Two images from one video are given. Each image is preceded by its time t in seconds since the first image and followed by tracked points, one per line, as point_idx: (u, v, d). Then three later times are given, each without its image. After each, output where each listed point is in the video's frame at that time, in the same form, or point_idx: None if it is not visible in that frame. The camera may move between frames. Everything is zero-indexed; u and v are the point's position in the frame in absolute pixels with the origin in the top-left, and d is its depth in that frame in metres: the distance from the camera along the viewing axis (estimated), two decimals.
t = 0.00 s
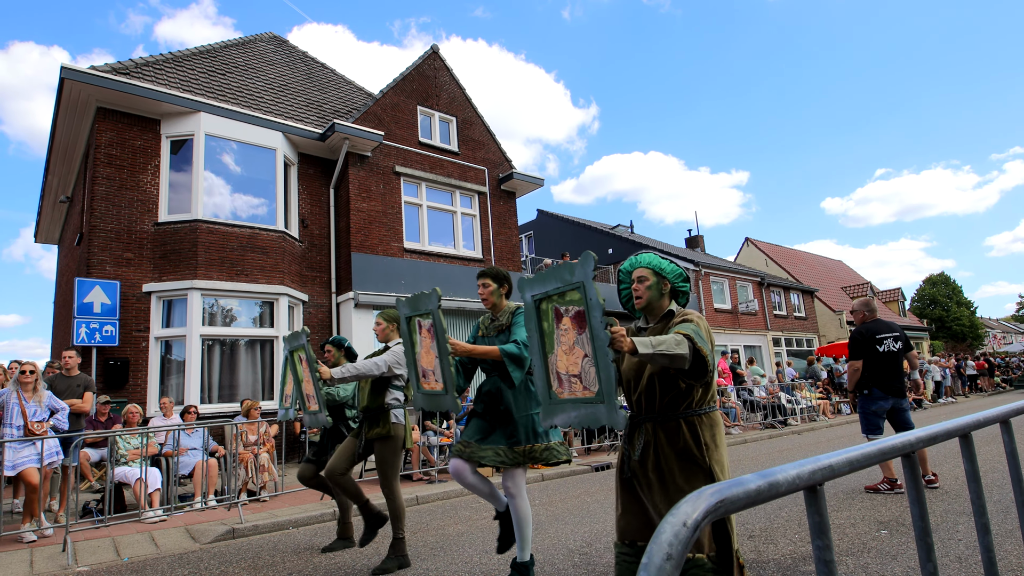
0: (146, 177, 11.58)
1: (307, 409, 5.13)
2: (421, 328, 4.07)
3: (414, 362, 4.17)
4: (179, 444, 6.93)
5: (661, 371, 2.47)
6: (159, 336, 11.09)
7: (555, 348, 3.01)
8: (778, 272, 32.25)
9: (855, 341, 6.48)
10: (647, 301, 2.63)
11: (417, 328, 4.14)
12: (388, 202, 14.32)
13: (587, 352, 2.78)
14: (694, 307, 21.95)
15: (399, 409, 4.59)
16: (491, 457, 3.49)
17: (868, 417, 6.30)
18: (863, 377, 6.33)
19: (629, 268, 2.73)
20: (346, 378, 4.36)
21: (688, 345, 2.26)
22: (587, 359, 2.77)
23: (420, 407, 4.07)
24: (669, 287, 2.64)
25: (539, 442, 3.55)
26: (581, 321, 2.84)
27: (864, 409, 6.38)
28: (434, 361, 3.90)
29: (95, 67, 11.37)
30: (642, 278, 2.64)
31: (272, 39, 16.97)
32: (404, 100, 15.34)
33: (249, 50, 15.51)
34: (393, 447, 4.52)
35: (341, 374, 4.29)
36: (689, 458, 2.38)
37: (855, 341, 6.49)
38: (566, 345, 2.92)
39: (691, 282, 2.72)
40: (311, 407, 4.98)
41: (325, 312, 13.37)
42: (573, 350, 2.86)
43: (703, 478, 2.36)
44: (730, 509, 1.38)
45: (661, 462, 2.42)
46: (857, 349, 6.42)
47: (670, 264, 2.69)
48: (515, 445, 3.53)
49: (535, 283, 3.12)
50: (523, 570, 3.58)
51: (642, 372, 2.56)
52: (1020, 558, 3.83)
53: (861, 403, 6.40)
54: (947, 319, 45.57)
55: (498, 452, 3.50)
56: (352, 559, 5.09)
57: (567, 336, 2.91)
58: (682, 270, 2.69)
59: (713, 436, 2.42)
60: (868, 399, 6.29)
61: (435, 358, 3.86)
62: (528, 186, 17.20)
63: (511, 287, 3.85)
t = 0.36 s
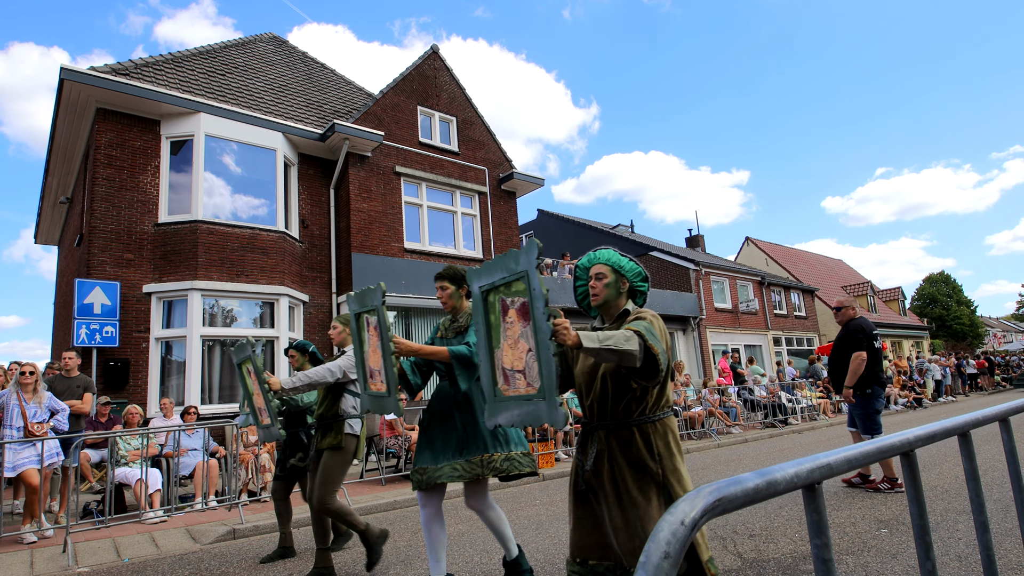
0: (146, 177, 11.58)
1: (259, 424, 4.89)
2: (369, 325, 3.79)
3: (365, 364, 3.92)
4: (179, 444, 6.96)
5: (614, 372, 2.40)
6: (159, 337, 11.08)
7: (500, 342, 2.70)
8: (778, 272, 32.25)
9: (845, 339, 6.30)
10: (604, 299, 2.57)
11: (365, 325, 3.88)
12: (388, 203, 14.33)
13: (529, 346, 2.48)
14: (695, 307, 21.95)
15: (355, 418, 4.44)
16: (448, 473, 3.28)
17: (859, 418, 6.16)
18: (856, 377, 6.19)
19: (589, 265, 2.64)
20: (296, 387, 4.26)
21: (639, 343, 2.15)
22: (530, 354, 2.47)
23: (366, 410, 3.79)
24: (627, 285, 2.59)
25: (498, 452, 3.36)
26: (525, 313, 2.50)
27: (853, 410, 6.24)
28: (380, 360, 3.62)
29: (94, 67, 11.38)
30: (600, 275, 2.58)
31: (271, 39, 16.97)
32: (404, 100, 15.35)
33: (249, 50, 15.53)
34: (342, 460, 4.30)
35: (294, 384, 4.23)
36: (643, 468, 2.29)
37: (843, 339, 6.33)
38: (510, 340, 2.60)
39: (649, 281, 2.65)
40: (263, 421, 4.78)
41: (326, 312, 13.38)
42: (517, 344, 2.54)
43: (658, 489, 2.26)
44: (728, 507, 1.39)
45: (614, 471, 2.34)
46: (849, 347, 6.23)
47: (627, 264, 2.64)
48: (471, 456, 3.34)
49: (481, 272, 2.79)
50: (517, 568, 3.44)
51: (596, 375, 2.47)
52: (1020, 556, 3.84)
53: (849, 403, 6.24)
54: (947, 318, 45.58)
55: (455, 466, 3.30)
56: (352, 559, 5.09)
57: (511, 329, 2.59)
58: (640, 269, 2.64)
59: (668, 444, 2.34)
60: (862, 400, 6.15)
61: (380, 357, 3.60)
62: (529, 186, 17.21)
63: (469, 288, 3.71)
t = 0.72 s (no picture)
0: (146, 177, 11.60)
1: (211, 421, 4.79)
2: (309, 298, 3.44)
3: (303, 338, 3.52)
4: (180, 443, 7.00)
5: (557, 367, 2.39)
6: (160, 337, 11.09)
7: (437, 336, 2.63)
8: (779, 271, 32.23)
9: (840, 338, 6.06)
10: (550, 293, 2.54)
11: (305, 298, 3.49)
12: (389, 202, 14.35)
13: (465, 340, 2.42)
14: (695, 306, 21.95)
15: (314, 417, 4.27)
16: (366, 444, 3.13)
17: (854, 420, 5.92)
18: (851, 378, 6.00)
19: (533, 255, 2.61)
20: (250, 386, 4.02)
21: (582, 337, 2.08)
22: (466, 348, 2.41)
23: (306, 389, 3.39)
24: (572, 276, 2.60)
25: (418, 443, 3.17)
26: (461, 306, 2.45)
27: (846, 411, 5.95)
28: (323, 334, 3.24)
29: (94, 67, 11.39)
30: (546, 266, 2.55)
31: (271, 39, 16.97)
32: (405, 99, 15.36)
33: (249, 50, 15.53)
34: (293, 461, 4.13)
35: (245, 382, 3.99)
36: (576, 459, 2.26)
37: (835, 338, 6.08)
38: (447, 333, 2.54)
39: (595, 272, 2.67)
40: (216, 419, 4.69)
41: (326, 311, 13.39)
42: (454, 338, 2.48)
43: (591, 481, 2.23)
44: (729, 504, 1.40)
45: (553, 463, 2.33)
46: (846, 347, 6.02)
47: (573, 253, 2.62)
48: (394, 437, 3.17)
49: (417, 263, 2.72)
50: (411, 550, 3.04)
51: (538, 370, 2.46)
52: (1019, 554, 3.85)
53: (845, 405, 5.96)
54: (948, 317, 45.59)
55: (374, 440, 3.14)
56: (354, 557, 5.12)
57: (448, 322, 2.52)
58: (586, 259, 2.65)
59: (610, 439, 2.30)
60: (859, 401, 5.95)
61: (322, 331, 3.24)
62: (529, 186, 17.22)
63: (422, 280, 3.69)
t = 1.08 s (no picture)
0: (147, 176, 11.60)
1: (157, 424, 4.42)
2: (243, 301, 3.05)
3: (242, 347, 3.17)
4: (181, 443, 6.99)
5: (491, 374, 2.11)
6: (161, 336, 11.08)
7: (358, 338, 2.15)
8: (780, 269, 32.21)
9: (819, 333, 5.95)
10: (492, 289, 2.26)
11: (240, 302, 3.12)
12: (390, 201, 14.33)
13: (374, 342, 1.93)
14: (696, 305, 21.94)
15: (261, 418, 3.93)
16: (334, 487, 2.82)
17: (823, 416, 5.86)
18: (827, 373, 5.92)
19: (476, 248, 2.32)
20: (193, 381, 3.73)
21: (507, 339, 1.76)
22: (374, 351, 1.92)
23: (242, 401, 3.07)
24: (518, 271, 2.28)
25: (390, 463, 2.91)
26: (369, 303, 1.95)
27: (816, 405, 5.86)
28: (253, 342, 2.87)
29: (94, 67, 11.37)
30: (486, 260, 2.27)
31: (271, 37, 16.94)
32: (405, 98, 15.33)
33: (249, 48, 15.51)
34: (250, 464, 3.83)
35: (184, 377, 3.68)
36: (511, 481, 1.98)
37: (813, 333, 5.97)
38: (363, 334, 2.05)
39: (547, 269, 2.37)
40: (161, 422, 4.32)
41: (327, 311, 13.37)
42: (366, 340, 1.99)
43: (526, 507, 1.94)
44: (735, 502, 1.39)
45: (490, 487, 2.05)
46: (824, 343, 5.91)
47: (519, 246, 2.30)
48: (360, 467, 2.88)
49: (337, 257, 2.25)
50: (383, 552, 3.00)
51: (474, 376, 2.19)
52: (1022, 553, 3.85)
53: (816, 400, 5.88)
54: (949, 315, 45.60)
55: (341, 479, 2.83)
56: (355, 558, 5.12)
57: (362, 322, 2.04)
58: (535, 252, 2.34)
59: (551, 456, 2.01)
60: (830, 398, 5.90)
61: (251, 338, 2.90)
62: (530, 184, 17.21)
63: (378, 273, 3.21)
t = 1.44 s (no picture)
0: (146, 175, 11.61)
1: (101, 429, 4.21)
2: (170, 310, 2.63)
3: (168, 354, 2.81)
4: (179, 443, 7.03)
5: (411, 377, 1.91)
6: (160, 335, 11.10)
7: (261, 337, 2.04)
8: (779, 268, 32.26)
9: (799, 338, 5.92)
10: (415, 286, 2.04)
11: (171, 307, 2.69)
12: (389, 200, 14.34)
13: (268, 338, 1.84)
14: (696, 304, 21.97)
15: (199, 429, 3.40)
16: (275, 498, 2.50)
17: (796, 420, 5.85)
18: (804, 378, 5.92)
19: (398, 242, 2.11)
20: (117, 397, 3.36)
21: (417, 337, 1.61)
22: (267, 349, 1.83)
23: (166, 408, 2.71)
24: (445, 267, 2.07)
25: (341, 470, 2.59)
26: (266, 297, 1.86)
27: (790, 410, 5.85)
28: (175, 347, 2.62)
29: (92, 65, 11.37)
30: (410, 254, 2.05)
31: (270, 36, 16.92)
32: (405, 97, 15.33)
33: (248, 47, 15.49)
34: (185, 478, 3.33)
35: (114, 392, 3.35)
36: (436, 500, 1.79)
37: (794, 338, 5.95)
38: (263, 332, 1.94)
39: (480, 266, 2.16)
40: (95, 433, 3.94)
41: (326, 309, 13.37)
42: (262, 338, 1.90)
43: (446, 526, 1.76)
44: (731, 501, 1.41)
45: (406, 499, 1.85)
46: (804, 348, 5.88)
47: (445, 239, 2.10)
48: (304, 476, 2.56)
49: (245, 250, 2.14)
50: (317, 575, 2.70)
51: (393, 380, 1.98)
52: (1019, 551, 3.87)
53: (791, 404, 5.87)
54: (947, 313, 45.71)
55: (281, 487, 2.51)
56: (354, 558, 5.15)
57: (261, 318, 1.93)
58: (465, 247, 2.13)
59: (476, 470, 1.80)
60: (804, 403, 5.89)
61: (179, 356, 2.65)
62: (530, 184, 17.23)
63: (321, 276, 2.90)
